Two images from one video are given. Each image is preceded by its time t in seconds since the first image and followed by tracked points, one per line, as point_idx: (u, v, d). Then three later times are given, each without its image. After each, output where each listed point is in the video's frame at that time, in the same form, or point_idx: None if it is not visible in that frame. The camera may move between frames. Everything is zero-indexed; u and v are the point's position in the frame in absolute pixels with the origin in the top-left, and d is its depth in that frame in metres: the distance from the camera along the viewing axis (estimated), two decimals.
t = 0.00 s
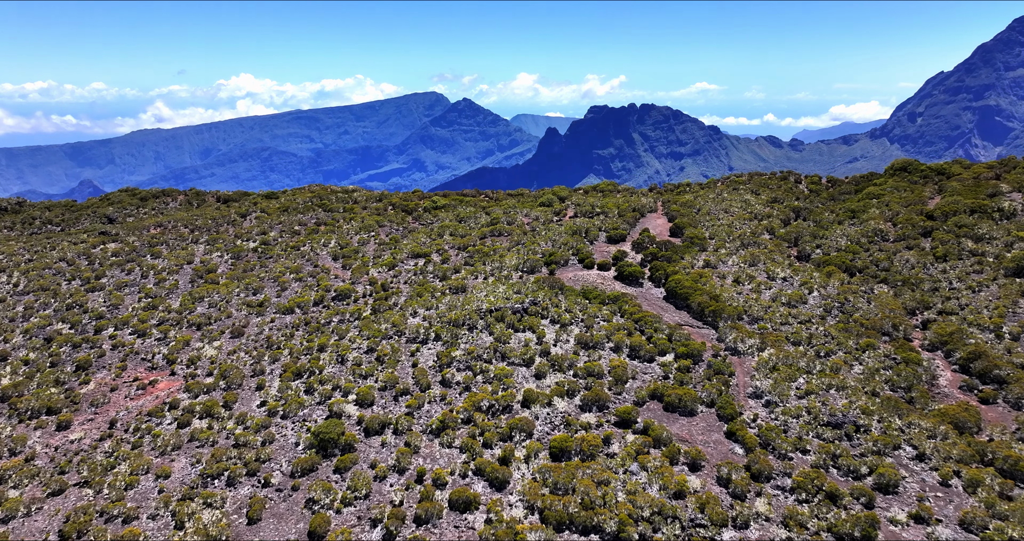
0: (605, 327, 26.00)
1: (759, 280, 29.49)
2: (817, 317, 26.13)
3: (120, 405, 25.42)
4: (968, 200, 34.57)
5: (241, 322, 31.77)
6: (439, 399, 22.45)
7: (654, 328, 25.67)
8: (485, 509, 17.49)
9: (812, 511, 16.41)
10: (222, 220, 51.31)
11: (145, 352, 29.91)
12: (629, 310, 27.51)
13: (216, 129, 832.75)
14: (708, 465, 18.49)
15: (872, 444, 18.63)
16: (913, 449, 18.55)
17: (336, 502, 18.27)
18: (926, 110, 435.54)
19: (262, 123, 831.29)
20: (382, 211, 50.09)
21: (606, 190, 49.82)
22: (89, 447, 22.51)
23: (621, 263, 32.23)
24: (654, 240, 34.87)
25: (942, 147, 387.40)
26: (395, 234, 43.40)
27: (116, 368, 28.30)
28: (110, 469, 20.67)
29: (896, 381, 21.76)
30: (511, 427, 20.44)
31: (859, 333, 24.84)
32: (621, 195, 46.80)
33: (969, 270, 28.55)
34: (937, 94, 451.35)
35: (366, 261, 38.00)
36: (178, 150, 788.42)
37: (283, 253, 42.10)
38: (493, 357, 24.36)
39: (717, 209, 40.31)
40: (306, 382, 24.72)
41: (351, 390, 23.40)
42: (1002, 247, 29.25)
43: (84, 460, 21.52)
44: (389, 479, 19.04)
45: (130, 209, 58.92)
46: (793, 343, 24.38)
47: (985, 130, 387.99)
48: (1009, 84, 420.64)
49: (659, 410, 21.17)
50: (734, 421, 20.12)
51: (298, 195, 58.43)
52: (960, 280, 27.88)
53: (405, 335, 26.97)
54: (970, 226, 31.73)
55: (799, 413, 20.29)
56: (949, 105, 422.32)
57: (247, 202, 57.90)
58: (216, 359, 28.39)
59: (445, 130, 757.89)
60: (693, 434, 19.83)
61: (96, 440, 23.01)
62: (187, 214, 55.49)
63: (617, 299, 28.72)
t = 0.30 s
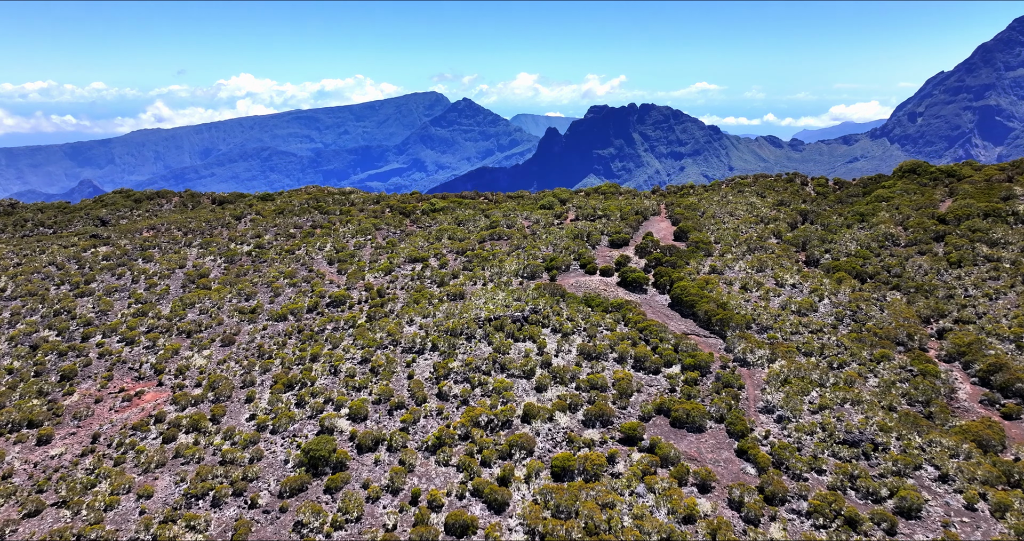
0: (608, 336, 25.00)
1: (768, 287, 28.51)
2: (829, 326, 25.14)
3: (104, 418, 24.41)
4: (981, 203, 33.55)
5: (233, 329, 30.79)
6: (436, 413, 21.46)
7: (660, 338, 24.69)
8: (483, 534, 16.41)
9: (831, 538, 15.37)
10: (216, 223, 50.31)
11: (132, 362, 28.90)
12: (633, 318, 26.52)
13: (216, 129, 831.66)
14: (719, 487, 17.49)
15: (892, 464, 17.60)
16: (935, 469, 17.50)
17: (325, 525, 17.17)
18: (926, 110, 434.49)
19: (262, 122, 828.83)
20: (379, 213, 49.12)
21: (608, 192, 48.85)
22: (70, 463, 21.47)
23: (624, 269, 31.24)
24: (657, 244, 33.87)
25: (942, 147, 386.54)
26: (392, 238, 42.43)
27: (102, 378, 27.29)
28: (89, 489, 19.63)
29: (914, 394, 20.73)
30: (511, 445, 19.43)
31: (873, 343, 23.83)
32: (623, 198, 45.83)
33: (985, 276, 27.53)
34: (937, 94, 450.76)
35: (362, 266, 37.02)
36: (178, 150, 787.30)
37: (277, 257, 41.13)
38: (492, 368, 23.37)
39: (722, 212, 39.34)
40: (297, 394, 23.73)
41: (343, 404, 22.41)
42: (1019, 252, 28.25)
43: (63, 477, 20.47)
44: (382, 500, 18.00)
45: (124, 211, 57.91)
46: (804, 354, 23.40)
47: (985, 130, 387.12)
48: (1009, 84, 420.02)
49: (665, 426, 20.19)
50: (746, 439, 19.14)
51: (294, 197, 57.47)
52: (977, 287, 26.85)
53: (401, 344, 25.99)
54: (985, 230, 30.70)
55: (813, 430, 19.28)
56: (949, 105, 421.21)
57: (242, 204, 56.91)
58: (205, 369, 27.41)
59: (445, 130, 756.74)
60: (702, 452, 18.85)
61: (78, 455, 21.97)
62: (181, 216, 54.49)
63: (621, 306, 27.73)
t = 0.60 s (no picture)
0: (612, 347, 23.99)
1: (777, 295, 27.51)
2: (841, 337, 24.13)
3: (86, 432, 23.37)
4: (995, 206, 32.48)
5: (224, 338, 29.79)
6: (432, 430, 20.43)
7: (666, 348, 23.68)
8: None
9: None
10: (210, 226, 49.32)
11: (118, 371, 27.88)
12: (638, 327, 25.48)
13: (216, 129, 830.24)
14: (731, 512, 16.38)
15: (915, 487, 16.49)
16: (961, 493, 16.33)
17: None
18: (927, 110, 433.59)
19: (262, 122, 828.17)
20: (376, 216, 48.15)
21: (610, 195, 47.86)
22: (47, 482, 20.41)
23: (628, 275, 30.23)
24: (662, 249, 32.87)
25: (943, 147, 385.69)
26: (389, 241, 41.45)
27: (86, 389, 26.24)
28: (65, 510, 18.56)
29: (934, 410, 19.63)
30: (510, 464, 18.40)
31: (889, 355, 22.79)
32: (625, 200, 44.84)
33: (1003, 283, 26.46)
34: (938, 94, 449.98)
35: (357, 271, 36.04)
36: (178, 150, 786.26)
37: (271, 261, 40.13)
38: (491, 382, 22.36)
39: (727, 215, 38.36)
40: (288, 408, 22.73)
41: (335, 419, 21.40)
42: None
43: (38, 497, 19.38)
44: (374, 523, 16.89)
45: (117, 213, 56.89)
46: (817, 366, 22.39)
47: (986, 130, 386.17)
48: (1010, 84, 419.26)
49: (673, 444, 19.14)
50: (758, 459, 18.09)
51: (290, 199, 56.50)
52: (995, 295, 25.79)
53: (396, 355, 24.99)
54: (1002, 234, 29.62)
55: (829, 450, 18.22)
56: (949, 105, 420.28)
57: (237, 206, 55.88)
58: (194, 380, 26.39)
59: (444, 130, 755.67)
60: (712, 473, 17.84)
61: (56, 473, 20.91)
62: (175, 219, 53.48)
63: (625, 314, 26.70)
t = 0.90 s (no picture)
0: (617, 359, 22.97)
1: (786, 303, 26.50)
2: (856, 349, 23.10)
3: (67, 449, 22.31)
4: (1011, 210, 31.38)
5: (213, 347, 28.75)
6: (427, 448, 19.38)
7: (672, 361, 22.66)
8: None
9: None
10: (204, 229, 48.28)
11: (103, 382, 26.81)
12: (643, 337, 24.44)
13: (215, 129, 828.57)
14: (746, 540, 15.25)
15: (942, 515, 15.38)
16: (990, 520, 15.16)
17: None
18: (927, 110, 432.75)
19: (262, 122, 827.13)
20: (373, 219, 47.15)
21: (612, 197, 46.86)
22: (22, 503, 19.33)
23: (632, 282, 29.22)
24: (666, 255, 31.85)
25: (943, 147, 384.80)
26: (385, 246, 40.43)
27: (69, 402, 25.17)
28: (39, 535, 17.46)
29: (956, 428, 18.53)
30: (509, 486, 17.31)
31: (906, 368, 21.74)
32: (628, 203, 43.83)
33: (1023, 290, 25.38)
34: (938, 94, 449.47)
35: (353, 276, 35.03)
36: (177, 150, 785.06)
37: (265, 265, 39.10)
38: (490, 396, 21.32)
39: (733, 219, 37.36)
40: (276, 424, 21.69)
41: (326, 436, 20.37)
42: None
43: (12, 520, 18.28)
44: None
45: (110, 216, 55.80)
46: (831, 380, 21.36)
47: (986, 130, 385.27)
48: (1010, 84, 418.59)
49: (682, 465, 18.09)
50: (773, 481, 17.03)
51: (286, 201, 55.49)
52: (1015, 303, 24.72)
53: (391, 367, 23.97)
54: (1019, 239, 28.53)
55: (847, 471, 17.16)
56: (950, 105, 419.49)
57: (232, 209, 54.85)
58: (181, 392, 25.36)
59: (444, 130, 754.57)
60: (724, 497, 16.80)
61: (33, 493, 19.82)
62: (168, 221, 52.43)
63: (629, 323, 25.67)
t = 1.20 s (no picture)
0: (622, 373, 21.92)
1: (798, 313, 25.42)
2: (872, 362, 22.01)
3: (44, 467, 21.17)
4: None
5: (202, 357, 27.67)
6: (422, 470, 18.28)
7: (680, 375, 21.60)
8: None
9: None
10: (197, 232, 47.20)
11: (85, 395, 25.67)
12: (649, 349, 23.35)
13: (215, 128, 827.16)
14: None
15: None
16: None
17: None
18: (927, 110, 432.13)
19: (261, 122, 825.81)
20: (370, 222, 46.14)
21: (614, 200, 45.82)
22: None
23: (636, 290, 28.16)
24: (671, 261, 30.81)
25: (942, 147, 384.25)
26: (382, 250, 39.37)
27: (49, 416, 24.02)
28: None
29: (982, 448, 17.34)
30: (509, 512, 16.11)
31: (926, 382, 20.62)
32: (630, 206, 42.79)
33: None
34: (937, 94, 449.14)
35: (348, 282, 33.99)
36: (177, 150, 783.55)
37: (258, 271, 38.04)
38: (489, 414, 20.24)
39: (739, 223, 36.32)
40: (264, 442, 20.62)
41: (315, 456, 19.29)
42: None
43: None
44: None
45: (102, 218, 54.70)
46: (848, 396, 20.28)
47: (987, 130, 384.03)
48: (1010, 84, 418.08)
49: (693, 490, 17.00)
50: (790, 508, 15.92)
51: (281, 204, 54.43)
52: None
53: (386, 380, 22.91)
54: None
55: (868, 497, 16.05)
56: (950, 105, 418.84)
57: (226, 211, 53.79)
58: (167, 406, 24.28)
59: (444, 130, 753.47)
60: (738, 525, 15.70)
61: (4, 516, 18.64)
62: (161, 224, 51.35)
63: (634, 334, 24.59)
